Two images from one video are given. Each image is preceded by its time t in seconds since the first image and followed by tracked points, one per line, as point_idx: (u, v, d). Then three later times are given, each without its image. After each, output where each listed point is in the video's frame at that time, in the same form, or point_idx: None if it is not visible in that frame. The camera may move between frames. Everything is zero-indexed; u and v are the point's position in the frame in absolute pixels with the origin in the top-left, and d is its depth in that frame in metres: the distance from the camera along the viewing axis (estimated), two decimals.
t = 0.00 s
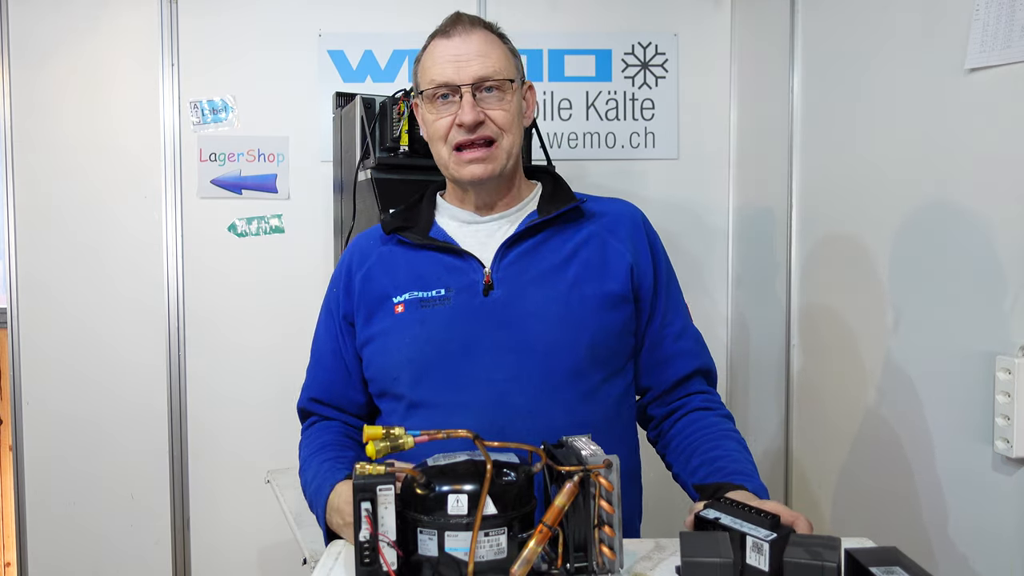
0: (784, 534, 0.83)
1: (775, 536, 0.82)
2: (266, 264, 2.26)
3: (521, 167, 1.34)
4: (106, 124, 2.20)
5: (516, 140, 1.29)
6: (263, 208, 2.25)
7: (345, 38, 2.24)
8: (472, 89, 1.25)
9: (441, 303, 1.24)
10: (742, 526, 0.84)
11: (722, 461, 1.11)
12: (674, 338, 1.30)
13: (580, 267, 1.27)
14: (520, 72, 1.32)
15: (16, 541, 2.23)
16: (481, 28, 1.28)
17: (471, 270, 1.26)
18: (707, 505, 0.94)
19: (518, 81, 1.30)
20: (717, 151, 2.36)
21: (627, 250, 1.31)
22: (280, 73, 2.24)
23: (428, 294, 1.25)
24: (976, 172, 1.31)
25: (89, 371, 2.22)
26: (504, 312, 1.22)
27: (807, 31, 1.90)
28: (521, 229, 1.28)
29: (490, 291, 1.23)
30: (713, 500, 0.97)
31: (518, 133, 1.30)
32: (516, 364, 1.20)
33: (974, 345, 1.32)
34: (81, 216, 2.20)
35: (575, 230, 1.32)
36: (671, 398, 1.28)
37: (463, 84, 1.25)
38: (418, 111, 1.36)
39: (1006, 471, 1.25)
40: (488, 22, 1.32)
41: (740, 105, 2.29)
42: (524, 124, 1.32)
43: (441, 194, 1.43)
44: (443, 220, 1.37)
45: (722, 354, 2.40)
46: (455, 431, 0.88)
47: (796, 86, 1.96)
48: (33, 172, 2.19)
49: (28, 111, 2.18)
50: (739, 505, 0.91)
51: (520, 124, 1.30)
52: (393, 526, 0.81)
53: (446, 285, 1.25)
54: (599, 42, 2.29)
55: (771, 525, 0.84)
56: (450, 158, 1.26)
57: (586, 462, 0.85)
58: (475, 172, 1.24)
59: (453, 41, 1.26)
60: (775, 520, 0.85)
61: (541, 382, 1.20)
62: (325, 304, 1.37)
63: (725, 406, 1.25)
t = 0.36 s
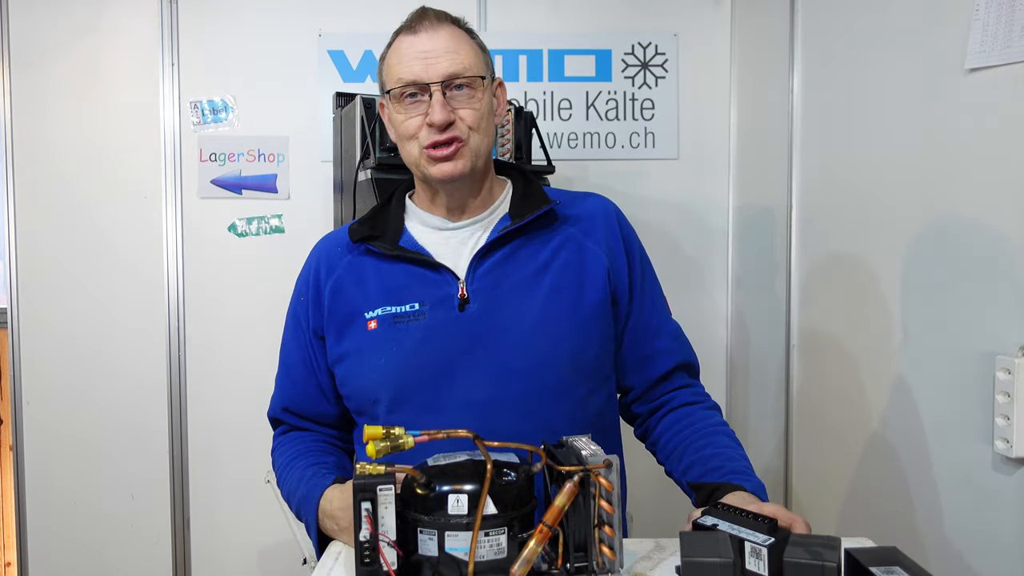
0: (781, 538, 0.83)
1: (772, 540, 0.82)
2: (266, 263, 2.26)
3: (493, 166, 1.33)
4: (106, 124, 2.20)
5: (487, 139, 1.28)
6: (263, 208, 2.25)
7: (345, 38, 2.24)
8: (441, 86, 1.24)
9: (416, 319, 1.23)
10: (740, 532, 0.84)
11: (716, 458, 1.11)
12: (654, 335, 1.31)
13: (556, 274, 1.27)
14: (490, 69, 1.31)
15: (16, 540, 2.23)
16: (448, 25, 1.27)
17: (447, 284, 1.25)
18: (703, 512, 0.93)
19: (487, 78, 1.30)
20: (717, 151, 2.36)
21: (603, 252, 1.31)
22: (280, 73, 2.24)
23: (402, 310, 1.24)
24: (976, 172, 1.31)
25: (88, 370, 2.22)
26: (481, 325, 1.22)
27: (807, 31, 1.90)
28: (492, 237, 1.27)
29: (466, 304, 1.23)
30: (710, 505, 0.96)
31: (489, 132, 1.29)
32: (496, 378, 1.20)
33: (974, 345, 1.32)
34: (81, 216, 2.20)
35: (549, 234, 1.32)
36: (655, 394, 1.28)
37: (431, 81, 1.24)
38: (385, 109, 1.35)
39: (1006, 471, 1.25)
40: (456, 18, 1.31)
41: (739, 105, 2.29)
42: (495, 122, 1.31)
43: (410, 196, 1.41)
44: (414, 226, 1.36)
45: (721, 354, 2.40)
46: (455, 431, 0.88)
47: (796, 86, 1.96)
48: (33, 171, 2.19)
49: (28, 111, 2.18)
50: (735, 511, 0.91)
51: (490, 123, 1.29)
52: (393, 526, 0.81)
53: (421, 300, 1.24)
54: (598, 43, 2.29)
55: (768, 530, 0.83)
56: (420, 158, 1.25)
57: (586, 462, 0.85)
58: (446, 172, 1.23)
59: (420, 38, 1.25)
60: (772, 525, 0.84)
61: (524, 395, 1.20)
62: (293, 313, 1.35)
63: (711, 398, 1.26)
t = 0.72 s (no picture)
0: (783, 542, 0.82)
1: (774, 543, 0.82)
2: (266, 263, 2.26)
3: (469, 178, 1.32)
4: (106, 123, 2.20)
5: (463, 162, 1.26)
6: (263, 208, 2.25)
7: (345, 38, 2.24)
8: (416, 116, 1.20)
9: (402, 331, 1.23)
10: (741, 536, 0.84)
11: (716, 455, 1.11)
12: (639, 327, 1.31)
13: (539, 276, 1.28)
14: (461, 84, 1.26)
15: (16, 541, 2.23)
16: (418, 44, 1.20)
17: (431, 295, 1.24)
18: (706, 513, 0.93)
19: (459, 96, 1.25)
20: (717, 151, 2.36)
21: (585, 250, 1.31)
22: (281, 73, 2.24)
23: (387, 322, 1.24)
24: (976, 172, 1.31)
25: (88, 370, 2.22)
26: (466, 332, 1.22)
27: (807, 31, 1.90)
28: (471, 244, 1.27)
29: (451, 313, 1.23)
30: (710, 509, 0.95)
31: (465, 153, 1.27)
32: (483, 383, 1.21)
33: (974, 345, 1.32)
34: (81, 216, 2.20)
35: (530, 234, 1.32)
36: (648, 390, 1.27)
37: (406, 111, 1.19)
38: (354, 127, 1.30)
39: (1006, 471, 1.25)
40: (422, 30, 1.24)
41: (739, 105, 2.29)
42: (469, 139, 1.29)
43: (387, 207, 1.40)
44: (392, 238, 1.35)
45: (721, 354, 2.40)
46: (455, 431, 0.88)
47: (796, 86, 1.96)
48: (33, 171, 2.18)
49: (28, 110, 2.18)
50: (736, 515, 0.90)
51: (465, 144, 1.27)
52: (393, 526, 0.81)
53: (406, 311, 1.24)
54: (598, 43, 2.29)
55: (771, 533, 0.83)
56: (399, 188, 1.23)
57: (586, 462, 0.85)
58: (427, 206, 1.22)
59: (391, 62, 1.19)
60: (774, 527, 0.84)
61: (513, 399, 1.21)
62: (280, 332, 1.36)
63: (703, 390, 1.26)
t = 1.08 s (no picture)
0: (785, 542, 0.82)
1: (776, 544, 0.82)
2: (266, 264, 2.26)
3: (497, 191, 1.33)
4: (107, 123, 2.20)
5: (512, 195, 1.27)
6: (263, 208, 2.25)
7: (345, 38, 2.25)
8: (505, 161, 1.17)
9: (413, 317, 1.23)
10: (743, 536, 0.83)
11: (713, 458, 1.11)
12: (640, 328, 1.31)
13: (547, 272, 1.28)
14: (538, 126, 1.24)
15: (16, 541, 2.23)
16: (528, 92, 1.16)
17: (442, 283, 1.25)
18: (708, 515, 0.93)
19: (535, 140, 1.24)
20: (717, 151, 2.36)
21: (592, 249, 1.32)
22: (281, 73, 2.24)
23: (399, 307, 1.24)
24: (976, 173, 1.31)
25: (88, 370, 2.22)
26: (476, 323, 1.22)
27: (807, 31, 1.90)
28: (483, 241, 1.27)
29: (462, 302, 1.23)
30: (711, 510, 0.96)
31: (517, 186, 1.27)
32: (491, 373, 1.21)
33: (974, 345, 1.32)
34: (81, 216, 2.20)
35: (539, 233, 1.33)
36: (647, 391, 1.27)
37: (498, 154, 1.16)
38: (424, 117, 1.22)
39: (1006, 471, 1.25)
40: (530, 69, 1.19)
41: (739, 105, 2.30)
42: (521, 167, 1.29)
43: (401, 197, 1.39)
44: (406, 227, 1.34)
45: (721, 354, 2.40)
46: (455, 431, 0.88)
47: (796, 86, 1.96)
48: (33, 171, 2.18)
49: (28, 110, 2.18)
50: (738, 516, 0.90)
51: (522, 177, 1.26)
52: (393, 526, 0.81)
53: (417, 298, 1.24)
54: (598, 43, 2.29)
55: (773, 534, 0.83)
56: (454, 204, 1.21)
57: (586, 462, 0.85)
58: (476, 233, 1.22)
59: (500, 99, 1.13)
60: (776, 528, 0.84)
61: (520, 390, 1.21)
62: (284, 314, 1.33)
63: (700, 395, 1.26)
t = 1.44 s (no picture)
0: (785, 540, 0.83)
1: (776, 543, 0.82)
2: (266, 264, 2.26)
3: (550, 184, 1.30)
4: (106, 123, 2.20)
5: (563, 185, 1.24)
6: (263, 208, 2.25)
7: (345, 38, 2.25)
8: (548, 148, 1.14)
9: (463, 307, 1.22)
10: (743, 536, 0.83)
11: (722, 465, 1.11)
12: (685, 336, 1.29)
13: (598, 270, 1.26)
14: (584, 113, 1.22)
15: (16, 541, 2.23)
16: (568, 77, 1.14)
17: (492, 275, 1.24)
18: (706, 515, 0.93)
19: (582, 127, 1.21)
20: (717, 151, 2.36)
21: (644, 251, 1.30)
22: (280, 73, 2.24)
23: (449, 297, 1.23)
24: (976, 173, 1.31)
25: (87, 371, 2.22)
26: (524, 318, 1.21)
27: (806, 32, 1.90)
28: (538, 235, 1.26)
29: (512, 296, 1.22)
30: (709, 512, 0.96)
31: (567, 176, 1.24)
32: (536, 368, 1.20)
33: (974, 345, 1.32)
34: (81, 216, 2.20)
35: (592, 234, 1.31)
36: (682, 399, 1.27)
37: (540, 141, 1.13)
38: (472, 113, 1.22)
39: (1006, 470, 1.25)
40: (571, 56, 1.17)
41: (739, 105, 2.30)
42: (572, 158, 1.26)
43: (458, 192, 1.38)
44: (461, 222, 1.32)
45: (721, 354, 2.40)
46: (455, 431, 0.88)
47: (796, 87, 1.96)
48: (33, 171, 2.18)
49: (28, 110, 2.18)
50: (736, 516, 0.90)
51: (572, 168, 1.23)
52: (393, 526, 0.81)
53: (467, 289, 1.23)
54: (598, 43, 2.29)
55: (773, 532, 0.83)
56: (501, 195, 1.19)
57: (586, 461, 0.85)
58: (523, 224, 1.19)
59: (538, 87, 1.12)
60: (774, 526, 0.84)
61: (564, 387, 1.20)
62: (336, 300, 1.32)
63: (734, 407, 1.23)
